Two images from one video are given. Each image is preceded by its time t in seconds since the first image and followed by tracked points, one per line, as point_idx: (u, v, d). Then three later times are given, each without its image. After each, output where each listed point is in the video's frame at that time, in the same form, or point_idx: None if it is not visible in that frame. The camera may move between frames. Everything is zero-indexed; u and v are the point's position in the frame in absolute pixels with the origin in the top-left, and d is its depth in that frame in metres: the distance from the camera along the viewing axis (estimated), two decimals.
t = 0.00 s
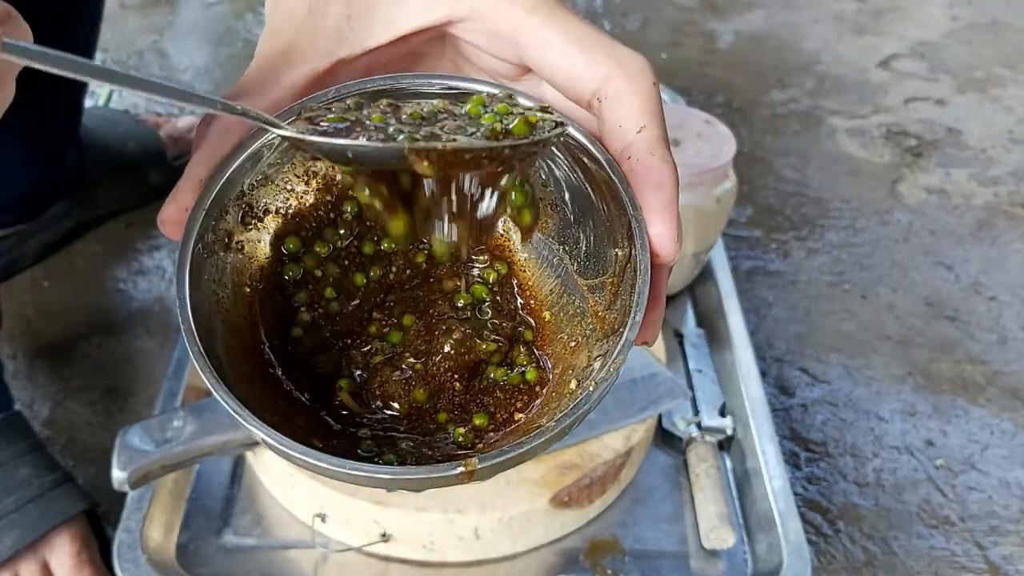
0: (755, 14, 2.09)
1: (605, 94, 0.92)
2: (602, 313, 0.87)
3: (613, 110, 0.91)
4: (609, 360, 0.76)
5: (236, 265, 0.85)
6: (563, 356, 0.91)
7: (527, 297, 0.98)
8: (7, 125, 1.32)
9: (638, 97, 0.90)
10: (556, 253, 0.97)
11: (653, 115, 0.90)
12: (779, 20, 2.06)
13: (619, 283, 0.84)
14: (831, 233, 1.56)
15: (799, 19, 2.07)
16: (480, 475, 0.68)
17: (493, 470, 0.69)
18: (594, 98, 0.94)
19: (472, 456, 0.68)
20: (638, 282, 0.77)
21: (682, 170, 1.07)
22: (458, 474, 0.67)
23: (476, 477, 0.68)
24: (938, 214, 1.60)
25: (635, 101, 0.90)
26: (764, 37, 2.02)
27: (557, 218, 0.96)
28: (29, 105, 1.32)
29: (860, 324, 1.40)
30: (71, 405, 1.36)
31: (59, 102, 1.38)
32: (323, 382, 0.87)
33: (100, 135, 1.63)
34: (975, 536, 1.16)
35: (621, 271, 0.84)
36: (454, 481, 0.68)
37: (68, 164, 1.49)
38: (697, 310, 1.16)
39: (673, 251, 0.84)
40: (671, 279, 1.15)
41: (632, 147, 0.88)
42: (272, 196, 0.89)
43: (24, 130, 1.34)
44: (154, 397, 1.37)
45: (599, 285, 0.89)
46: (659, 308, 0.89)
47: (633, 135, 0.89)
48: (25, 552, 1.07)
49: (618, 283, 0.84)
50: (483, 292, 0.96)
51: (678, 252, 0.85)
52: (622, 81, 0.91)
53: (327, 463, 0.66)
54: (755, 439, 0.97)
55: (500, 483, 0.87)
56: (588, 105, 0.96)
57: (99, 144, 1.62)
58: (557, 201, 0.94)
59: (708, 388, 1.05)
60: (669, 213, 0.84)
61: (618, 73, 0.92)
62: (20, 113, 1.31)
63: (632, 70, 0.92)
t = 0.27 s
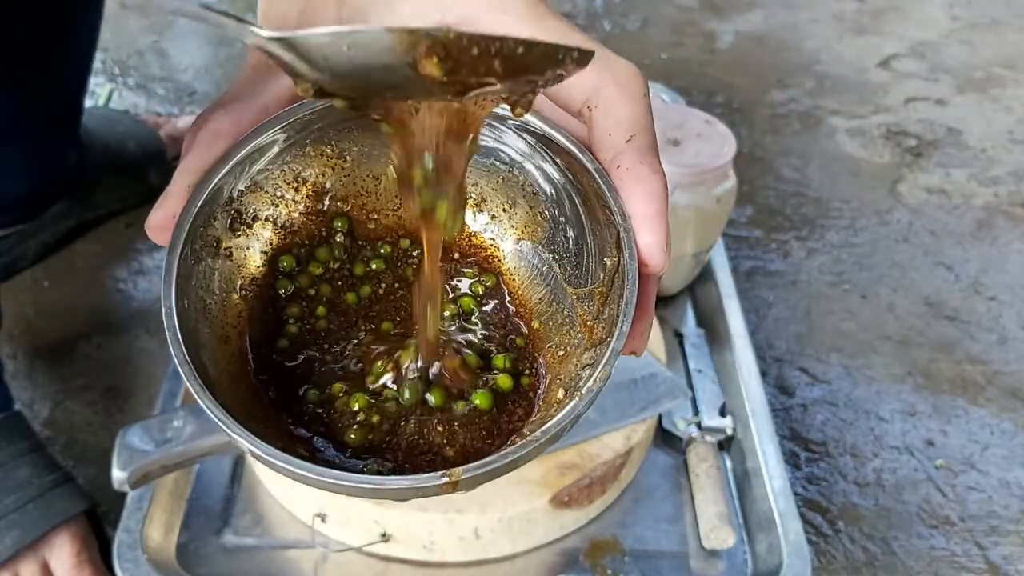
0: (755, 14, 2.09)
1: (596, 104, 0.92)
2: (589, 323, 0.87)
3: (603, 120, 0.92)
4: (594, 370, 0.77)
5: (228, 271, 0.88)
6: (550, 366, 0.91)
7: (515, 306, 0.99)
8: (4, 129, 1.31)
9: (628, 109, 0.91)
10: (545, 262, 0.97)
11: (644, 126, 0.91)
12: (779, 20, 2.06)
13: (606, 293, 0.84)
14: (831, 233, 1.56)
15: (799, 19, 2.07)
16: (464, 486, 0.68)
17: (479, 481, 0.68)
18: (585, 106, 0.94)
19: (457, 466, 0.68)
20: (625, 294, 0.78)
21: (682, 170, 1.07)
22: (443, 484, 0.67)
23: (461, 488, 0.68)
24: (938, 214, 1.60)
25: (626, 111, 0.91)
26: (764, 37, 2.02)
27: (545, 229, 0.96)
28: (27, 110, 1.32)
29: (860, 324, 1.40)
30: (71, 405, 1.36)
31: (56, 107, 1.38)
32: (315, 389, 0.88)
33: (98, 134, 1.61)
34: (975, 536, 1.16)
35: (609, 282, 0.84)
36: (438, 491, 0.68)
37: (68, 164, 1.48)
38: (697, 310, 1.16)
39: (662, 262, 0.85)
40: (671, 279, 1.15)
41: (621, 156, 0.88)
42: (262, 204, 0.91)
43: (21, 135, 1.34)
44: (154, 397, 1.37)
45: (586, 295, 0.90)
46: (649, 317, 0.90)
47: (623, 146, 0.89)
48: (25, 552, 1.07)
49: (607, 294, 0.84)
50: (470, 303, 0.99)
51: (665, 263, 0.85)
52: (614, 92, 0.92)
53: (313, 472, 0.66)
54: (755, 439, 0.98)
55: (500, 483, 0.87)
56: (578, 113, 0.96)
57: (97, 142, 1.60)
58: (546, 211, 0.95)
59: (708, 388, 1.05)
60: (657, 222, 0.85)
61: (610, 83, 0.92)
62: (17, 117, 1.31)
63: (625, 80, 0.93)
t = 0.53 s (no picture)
0: (755, 14, 2.09)
1: (591, 107, 0.93)
2: (585, 324, 0.88)
3: (600, 125, 0.91)
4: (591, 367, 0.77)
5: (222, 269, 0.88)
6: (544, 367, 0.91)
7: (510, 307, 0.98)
8: (3, 128, 1.32)
9: (627, 110, 0.90)
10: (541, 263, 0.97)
11: (641, 124, 0.89)
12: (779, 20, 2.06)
13: (603, 293, 0.85)
14: (831, 233, 1.56)
15: (799, 19, 2.07)
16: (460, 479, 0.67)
17: (477, 475, 0.68)
18: (582, 108, 0.95)
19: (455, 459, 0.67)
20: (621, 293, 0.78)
21: (682, 170, 1.07)
22: (440, 474, 0.66)
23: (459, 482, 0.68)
24: (938, 214, 1.60)
25: (624, 113, 0.90)
26: (764, 37, 2.02)
27: (541, 230, 0.97)
28: (26, 109, 1.32)
29: (860, 324, 1.40)
30: (71, 405, 1.36)
31: (56, 107, 1.38)
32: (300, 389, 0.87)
33: (99, 133, 1.63)
34: (975, 536, 1.16)
35: (605, 283, 0.85)
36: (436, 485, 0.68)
37: (68, 164, 1.49)
38: (697, 310, 1.16)
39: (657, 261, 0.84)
40: (670, 279, 1.15)
41: (619, 158, 0.88)
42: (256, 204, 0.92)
43: (20, 134, 1.34)
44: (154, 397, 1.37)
45: (583, 296, 0.90)
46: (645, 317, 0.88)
47: (622, 146, 0.88)
48: (25, 552, 1.07)
49: (603, 295, 0.84)
50: (467, 305, 0.97)
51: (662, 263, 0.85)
52: (610, 96, 0.91)
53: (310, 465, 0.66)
54: (755, 439, 0.98)
55: (500, 483, 0.87)
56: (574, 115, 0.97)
57: (98, 144, 1.61)
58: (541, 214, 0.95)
59: (708, 388, 1.05)
60: (655, 223, 0.84)
61: (604, 87, 0.92)
62: (18, 117, 1.32)
63: (620, 82, 0.93)
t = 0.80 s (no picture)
0: (755, 15, 2.09)
1: (573, 44, 0.88)
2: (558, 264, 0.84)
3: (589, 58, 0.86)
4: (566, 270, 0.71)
5: (171, 211, 0.78)
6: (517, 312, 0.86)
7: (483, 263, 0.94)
8: (3, 129, 1.32)
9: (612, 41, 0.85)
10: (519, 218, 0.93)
11: (631, 48, 0.85)
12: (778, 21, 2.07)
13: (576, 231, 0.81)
14: (831, 233, 1.56)
15: (799, 20, 2.07)
16: (422, 359, 0.61)
17: (438, 356, 0.61)
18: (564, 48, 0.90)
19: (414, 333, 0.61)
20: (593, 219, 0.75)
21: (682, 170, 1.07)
22: (398, 351, 0.60)
23: (417, 363, 0.61)
24: (938, 214, 1.60)
25: (610, 43, 0.85)
26: (764, 37, 2.02)
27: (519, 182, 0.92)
28: (26, 110, 1.33)
29: (860, 324, 1.40)
30: (71, 405, 1.36)
31: (57, 107, 1.38)
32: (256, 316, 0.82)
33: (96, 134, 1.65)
34: (975, 536, 1.15)
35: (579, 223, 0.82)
36: (391, 367, 0.60)
37: (67, 164, 1.50)
38: (697, 310, 1.16)
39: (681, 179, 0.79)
40: (670, 279, 1.15)
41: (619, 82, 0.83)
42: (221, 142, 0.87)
43: (20, 134, 1.35)
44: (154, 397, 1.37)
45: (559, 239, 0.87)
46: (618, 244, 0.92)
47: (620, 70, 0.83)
48: (26, 552, 1.07)
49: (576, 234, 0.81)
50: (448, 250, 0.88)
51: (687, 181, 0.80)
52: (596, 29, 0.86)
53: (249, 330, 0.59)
54: (755, 439, 0.98)
55: (500, 484, 0.87)
56: (558, 56, 0.92)
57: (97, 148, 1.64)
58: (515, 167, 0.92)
59: (708, 388, 1.05)
60: (669, 139, 0.79)
61: (582, 20, 0.87)
62: (17, 117, 1.32)
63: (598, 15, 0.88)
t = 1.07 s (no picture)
0: (755, 15, 2.09)
1: None
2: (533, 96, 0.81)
3: None
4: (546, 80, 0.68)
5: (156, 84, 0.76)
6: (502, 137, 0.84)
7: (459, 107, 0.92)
8: (3, 129, 1.32)
9: None
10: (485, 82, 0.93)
11: None
12: (778, 21, 2.07)
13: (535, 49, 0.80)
14: (831, 233, 1.56)
15: (799, 20, 2.08)
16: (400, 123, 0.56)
17: (423, 126, 0.57)
18: None
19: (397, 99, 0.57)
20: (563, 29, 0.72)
21: (682, 171, 1.07)
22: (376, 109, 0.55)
23: (402, 132, 0.57)
24: (938, 214, 1.60)
25: None
26: (764, 38, 2.03)
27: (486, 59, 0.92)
28: (26, 110, 1.32)
29: (860, 323, 1.40)
30: (71, 404, 1.36)
31: (57, 107, 1.38)
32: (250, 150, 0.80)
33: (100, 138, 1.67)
34: (976, 536, 1.15)
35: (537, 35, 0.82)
36: (374, 139, 0.57)
37: (67, 164, 1.49)
38: (697, 310, 1.16)
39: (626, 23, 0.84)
40: (670, 279, 1.15)
41: None
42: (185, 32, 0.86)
43: (21, 135, 1.34)
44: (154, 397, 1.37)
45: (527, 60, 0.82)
46: (596, 75, 0.90)
47: None
48: (26, 551, 1.07)
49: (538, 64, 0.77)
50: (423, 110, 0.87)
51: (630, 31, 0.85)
52: None
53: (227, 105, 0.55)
54: (756, 440, 0.98)
55: (500, 484, 0.87)
56: None
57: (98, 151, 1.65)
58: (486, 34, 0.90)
59: (708, 388, 1.05)
60: None
61: None
62: (16, 118, 1.32)
63: None
